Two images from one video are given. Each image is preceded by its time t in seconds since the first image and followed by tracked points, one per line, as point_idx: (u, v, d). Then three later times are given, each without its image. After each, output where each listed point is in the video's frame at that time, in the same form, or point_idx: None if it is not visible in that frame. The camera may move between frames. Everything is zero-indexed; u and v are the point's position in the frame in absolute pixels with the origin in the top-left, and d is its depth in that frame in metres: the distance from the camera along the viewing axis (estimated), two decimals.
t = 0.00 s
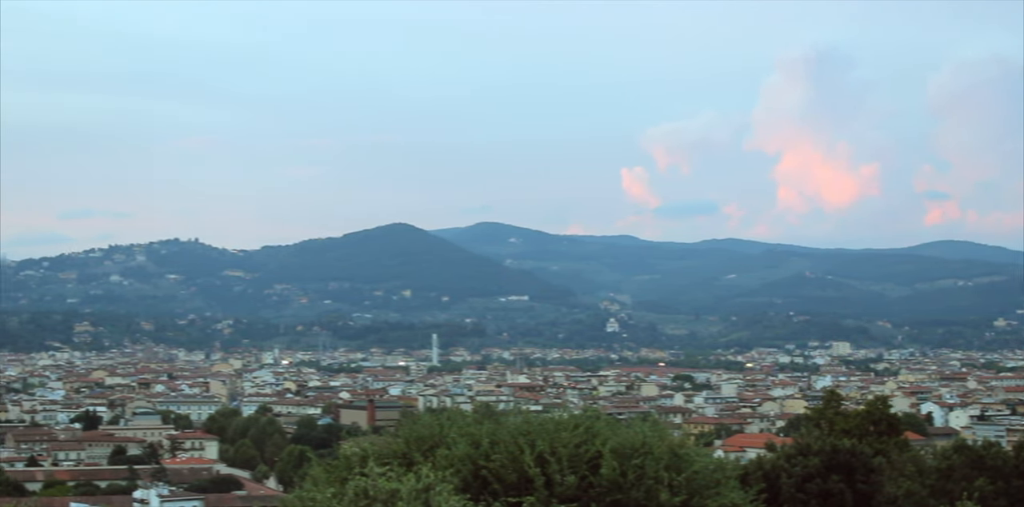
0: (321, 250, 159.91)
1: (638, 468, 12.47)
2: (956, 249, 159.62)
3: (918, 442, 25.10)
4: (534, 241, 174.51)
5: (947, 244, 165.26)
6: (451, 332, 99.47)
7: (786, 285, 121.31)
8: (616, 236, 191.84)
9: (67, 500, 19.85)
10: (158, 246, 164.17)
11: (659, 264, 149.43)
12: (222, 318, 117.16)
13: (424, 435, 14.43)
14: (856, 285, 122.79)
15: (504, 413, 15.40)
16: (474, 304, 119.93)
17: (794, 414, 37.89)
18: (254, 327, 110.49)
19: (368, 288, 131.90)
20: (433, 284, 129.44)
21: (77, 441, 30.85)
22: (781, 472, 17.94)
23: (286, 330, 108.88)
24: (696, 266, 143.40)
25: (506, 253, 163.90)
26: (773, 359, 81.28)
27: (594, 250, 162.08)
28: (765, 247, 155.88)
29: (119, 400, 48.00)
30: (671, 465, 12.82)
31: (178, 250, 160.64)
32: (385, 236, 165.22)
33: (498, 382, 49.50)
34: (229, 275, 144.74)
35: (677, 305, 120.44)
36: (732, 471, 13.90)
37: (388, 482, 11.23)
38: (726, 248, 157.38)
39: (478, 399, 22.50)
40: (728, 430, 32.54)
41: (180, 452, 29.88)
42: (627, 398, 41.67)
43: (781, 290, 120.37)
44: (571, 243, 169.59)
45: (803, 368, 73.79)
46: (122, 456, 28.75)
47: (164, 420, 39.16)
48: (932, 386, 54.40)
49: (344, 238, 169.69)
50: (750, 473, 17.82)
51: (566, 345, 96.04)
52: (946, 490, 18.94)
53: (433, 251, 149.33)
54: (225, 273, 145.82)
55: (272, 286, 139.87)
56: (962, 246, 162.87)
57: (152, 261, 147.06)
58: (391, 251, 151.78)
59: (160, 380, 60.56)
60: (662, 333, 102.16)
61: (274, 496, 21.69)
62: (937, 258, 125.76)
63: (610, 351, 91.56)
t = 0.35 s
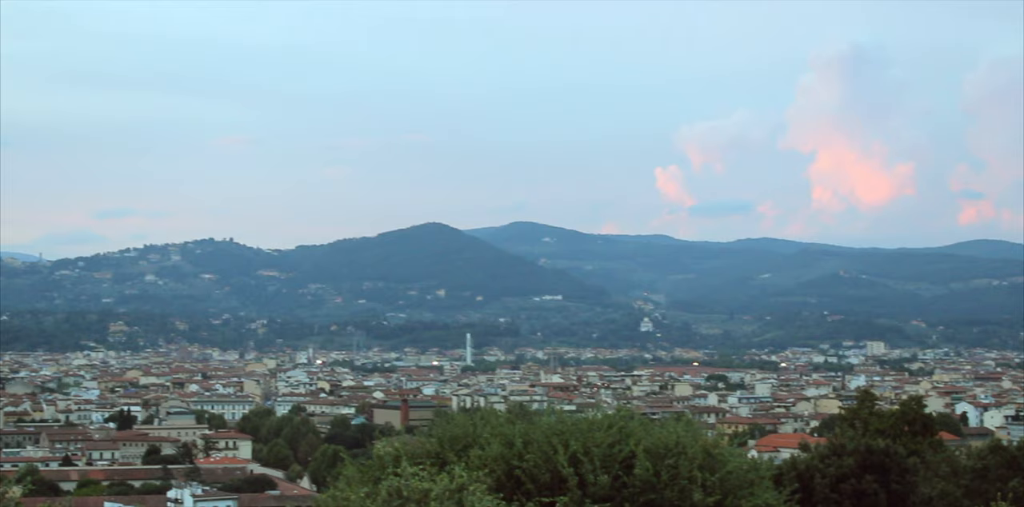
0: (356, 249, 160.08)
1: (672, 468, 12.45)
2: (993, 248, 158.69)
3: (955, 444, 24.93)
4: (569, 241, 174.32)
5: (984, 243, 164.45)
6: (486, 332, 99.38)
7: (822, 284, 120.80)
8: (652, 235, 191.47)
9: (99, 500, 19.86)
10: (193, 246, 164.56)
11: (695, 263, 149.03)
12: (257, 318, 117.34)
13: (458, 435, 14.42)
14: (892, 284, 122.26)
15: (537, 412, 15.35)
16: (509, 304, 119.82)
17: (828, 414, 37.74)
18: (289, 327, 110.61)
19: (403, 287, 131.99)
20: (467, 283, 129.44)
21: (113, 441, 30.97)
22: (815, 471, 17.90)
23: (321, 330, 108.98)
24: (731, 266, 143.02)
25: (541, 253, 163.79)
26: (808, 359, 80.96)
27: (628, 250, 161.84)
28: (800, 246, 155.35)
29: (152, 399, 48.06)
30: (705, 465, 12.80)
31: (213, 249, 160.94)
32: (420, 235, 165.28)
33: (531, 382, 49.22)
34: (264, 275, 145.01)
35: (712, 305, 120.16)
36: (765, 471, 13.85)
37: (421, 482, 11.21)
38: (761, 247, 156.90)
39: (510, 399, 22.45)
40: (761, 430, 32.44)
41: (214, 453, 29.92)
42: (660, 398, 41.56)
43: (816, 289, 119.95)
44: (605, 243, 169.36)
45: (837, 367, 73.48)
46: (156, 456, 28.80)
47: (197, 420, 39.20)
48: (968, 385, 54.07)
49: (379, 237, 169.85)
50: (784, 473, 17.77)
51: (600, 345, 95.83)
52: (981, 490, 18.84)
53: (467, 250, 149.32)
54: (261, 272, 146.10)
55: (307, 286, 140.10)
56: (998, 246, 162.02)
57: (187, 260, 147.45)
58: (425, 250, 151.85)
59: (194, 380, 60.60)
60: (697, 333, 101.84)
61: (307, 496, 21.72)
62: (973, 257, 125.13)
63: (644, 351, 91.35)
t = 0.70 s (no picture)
0: (388, 249, 160.31)
1: (706, 468, 12.46)
2: None
3: (990, 444, 24.83)
4: (602, 240, 174.26)
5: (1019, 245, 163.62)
6: (519, 332, 99.36)
7: (856, 283, 120.30)
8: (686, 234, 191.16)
9: (135, 499, 19.93)
10: (226, 245, 164.93)
11: (727, 262, 148.66)
12: (290, 318, 117.60)
13: (492, 435, 14.44)
14: (926, 283, 121.77)
15: (570, 413, 15.35)
16: (541, 303, 119.80)
17: (863, 413, 37.59)
18: (322, 326, 110.82)
19: (436, 287, 132.09)
20: (500, 282, 129.47)
21: (149, 440, 31.09)
22: (849, 471, 17.90)
23: (354, 330, 109.13)
24: (765, 265, 142.70)
25: (573, 252, 163.76)
26: (842, 358, 80.68)
27: (661, 249, 161.61)
28: (833, 245, 154.86)
29: (187, 399, 48.23)
30: (740, 466, 12.82)
31: (246, 248, 161.28)
32: (453, 234, 165.38)
33: (565, 382, 49.12)
34: (297, 275, 145.34)
35: (745, 304, 119.87)
36: (800, 471, 13.82)
37: (455, 480, 11.22)
38: (794, 246, 156.49)
39: (546, 398, 22.46)
40: (796, 431, 32.36)
41: (249, 452, 30.00)
42: (695, 398, 41.50)
43: (850, 288, 119.63)
44: (638, 242, 169.19)
45: (872, 367, 73.22)
46: (191, 455, 28.94)
47: (232, 419, 39.33)
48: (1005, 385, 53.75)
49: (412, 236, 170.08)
50: (818, 472, 17.76)
51: (634, 344, 95.70)
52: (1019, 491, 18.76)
53: (500, 249, 149.35)
54: (294, 272, 146.46)
55: (339, 285, 140.31)
56: None
57: (221, 260, 147.98)
58: (458, 249, 151.99)
59: (229, 379, 60.73)
60: (731, 332, 101.62)
61: (342, 495, 21.80)
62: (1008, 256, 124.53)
63: (678, 350, 91.23)
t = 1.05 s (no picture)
0: (428, 249, 160.53)
1: (745, 467, 12.42)
2: None
3: None
4: (641, 239, 174.11)
5: None
6: (558, 332, 99.38)
7: (896, 282, 119.74)
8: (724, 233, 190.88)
9: (175, 497, 19.97)
10: (266, 245, 165.36)
11: (767, 260, 148.23)
12: (329, 317, 117.90)
13: (530, 434, 14.45)
14: (967, 281, 121.25)
15: (609, 411, 15.35)
16: (580, 303, 119.78)
17: (903, 413, 37.46)
18: (361, 326, 111.05)
19: (474, 287, 132.19)
20: (539, 281, 129.48)
21: (188, 439, 31.18)
22: (891, 471, 17.89)
23: (393, 329, 109.33)
24: (804, 264, 142.29)
25: (612, 252, 163.66)
26: (883, 357, 80.42)
27: (700, 248, 161.34)
28: (873, 244, 154.31)
29: (227, 398, 48.39)
30: (778, 464, 12.77)
31: (285, 248, 161.69)
32: (491, 233, 165.51)
33: (603, 382, 49.10)
34: (336, 274, 145.69)
35: (785, 304, 119.51)
36: (839, 470, 13.78)
37: (494, 480, 11.21)
38: (834, 245, 156.07)
39: (585, 398, 22.40)
40: (836, 430, 32.25)
41: (287, 451, 30.05)
42: (735, 398, 41.40)
43: (890, 287, 119.23)
44: (677, 241, 169.06)
45: (913, 366, 72.93)
46: (231, 454, 29.01)
47: (272, 418, 39.44)
48: None
49: (450, 236, 170.25)
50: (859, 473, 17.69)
51: (673, 344, 95.60)
52: None
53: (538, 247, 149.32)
54: (333, 272, 146.80)
55: (378, 284, 140.56)
56: None
57: (260, 260, 148.46)
58: (497, 248, 152.05)
59: (268, 378, 60.91)
60: (770, 331, 101.40)
61: (381, 493, 21.82)
62: None
63: (717, 349, 91.06)
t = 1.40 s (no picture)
0: (463, 247, 160.62)
1: (782, 466, 12.43)
2: None
3: None
4: (676, 237, 173.90)
5: None
6: (594, 330, 99.38)
7: (932, 277, 119.29)
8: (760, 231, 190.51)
9: (213, 495, 20.08)
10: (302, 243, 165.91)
11: (803, 258, 147.91)
12: (365, 315, 118.17)
13: (566, 433, 14.47)
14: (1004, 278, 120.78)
15: (645, 410, 15.37)
16: (616, 301, 119.71)
17: (940, 412, 37.39)
18: (397, 324, 111.25)
19: (510, 285, 132.24)
20: (574, 280, 129.46)
21: (226, 437, 31.33)
22: (928, 471, 17.90)
23: (429, 328, 109.49)
24: (841, 262, 141.93)
25: (648, 250, 163.50)
26: (920, 356, 80.26)
27: (736, 246, 161.08)
28: (909, 243, 153.82)
29: (263, 396, 48.57)
30: (815, 463, 12.76)
31: (322, 247, 162.16)
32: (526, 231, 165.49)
33: (639, 381, 49.09)
34: (372, 272, 145.95)
35: (821, 302, 119.29)
36: (876, 469, 13.76)
37: (530, 478, 11.23)
38: (870, 243, 155.61)
39: (621, 396, 22.40)
40: (873, 428, 32.21)
41: (324, 449, 30.17)
42: (772, 396, 41.39)
43: (927, 284, 118.82)
44: (713, 239, 168.82)
45: (950, 365, 72.74)
46: (268, 452, 29.14)
47: (309, 416, 39.61)
48: None
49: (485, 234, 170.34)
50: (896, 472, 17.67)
51: (709, 342, 95.55)
52: None
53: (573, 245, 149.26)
54: (369, 271, 147.05)
55: (413, 283, 140.76)
56: None
57: (296, 260, 148.84)
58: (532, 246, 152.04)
59: (304, 376, 61.10)
60: (807, 329, 101.21)
61: (417, 492, 21.89)
62: None
63: (753, 348, 90.96)
